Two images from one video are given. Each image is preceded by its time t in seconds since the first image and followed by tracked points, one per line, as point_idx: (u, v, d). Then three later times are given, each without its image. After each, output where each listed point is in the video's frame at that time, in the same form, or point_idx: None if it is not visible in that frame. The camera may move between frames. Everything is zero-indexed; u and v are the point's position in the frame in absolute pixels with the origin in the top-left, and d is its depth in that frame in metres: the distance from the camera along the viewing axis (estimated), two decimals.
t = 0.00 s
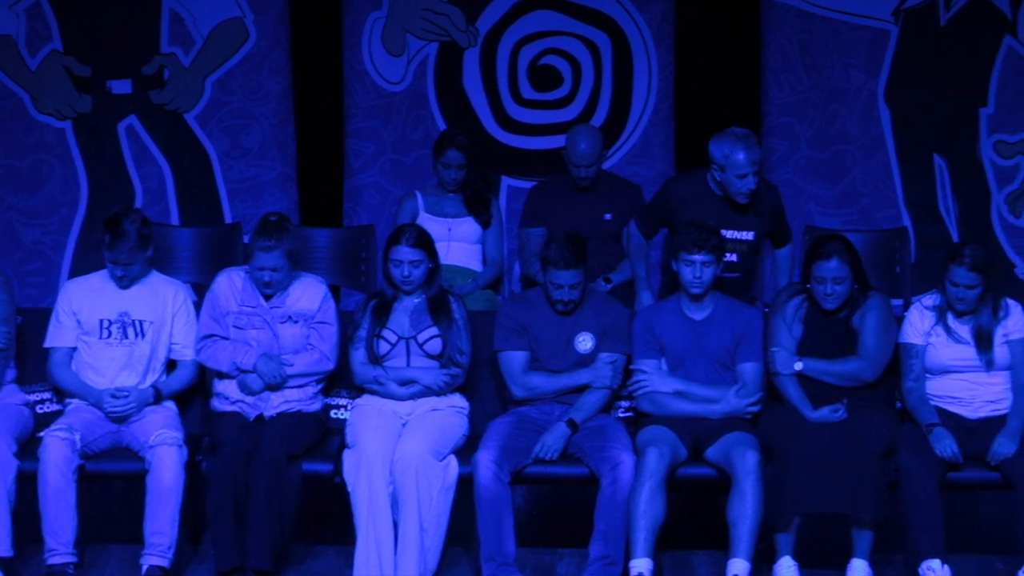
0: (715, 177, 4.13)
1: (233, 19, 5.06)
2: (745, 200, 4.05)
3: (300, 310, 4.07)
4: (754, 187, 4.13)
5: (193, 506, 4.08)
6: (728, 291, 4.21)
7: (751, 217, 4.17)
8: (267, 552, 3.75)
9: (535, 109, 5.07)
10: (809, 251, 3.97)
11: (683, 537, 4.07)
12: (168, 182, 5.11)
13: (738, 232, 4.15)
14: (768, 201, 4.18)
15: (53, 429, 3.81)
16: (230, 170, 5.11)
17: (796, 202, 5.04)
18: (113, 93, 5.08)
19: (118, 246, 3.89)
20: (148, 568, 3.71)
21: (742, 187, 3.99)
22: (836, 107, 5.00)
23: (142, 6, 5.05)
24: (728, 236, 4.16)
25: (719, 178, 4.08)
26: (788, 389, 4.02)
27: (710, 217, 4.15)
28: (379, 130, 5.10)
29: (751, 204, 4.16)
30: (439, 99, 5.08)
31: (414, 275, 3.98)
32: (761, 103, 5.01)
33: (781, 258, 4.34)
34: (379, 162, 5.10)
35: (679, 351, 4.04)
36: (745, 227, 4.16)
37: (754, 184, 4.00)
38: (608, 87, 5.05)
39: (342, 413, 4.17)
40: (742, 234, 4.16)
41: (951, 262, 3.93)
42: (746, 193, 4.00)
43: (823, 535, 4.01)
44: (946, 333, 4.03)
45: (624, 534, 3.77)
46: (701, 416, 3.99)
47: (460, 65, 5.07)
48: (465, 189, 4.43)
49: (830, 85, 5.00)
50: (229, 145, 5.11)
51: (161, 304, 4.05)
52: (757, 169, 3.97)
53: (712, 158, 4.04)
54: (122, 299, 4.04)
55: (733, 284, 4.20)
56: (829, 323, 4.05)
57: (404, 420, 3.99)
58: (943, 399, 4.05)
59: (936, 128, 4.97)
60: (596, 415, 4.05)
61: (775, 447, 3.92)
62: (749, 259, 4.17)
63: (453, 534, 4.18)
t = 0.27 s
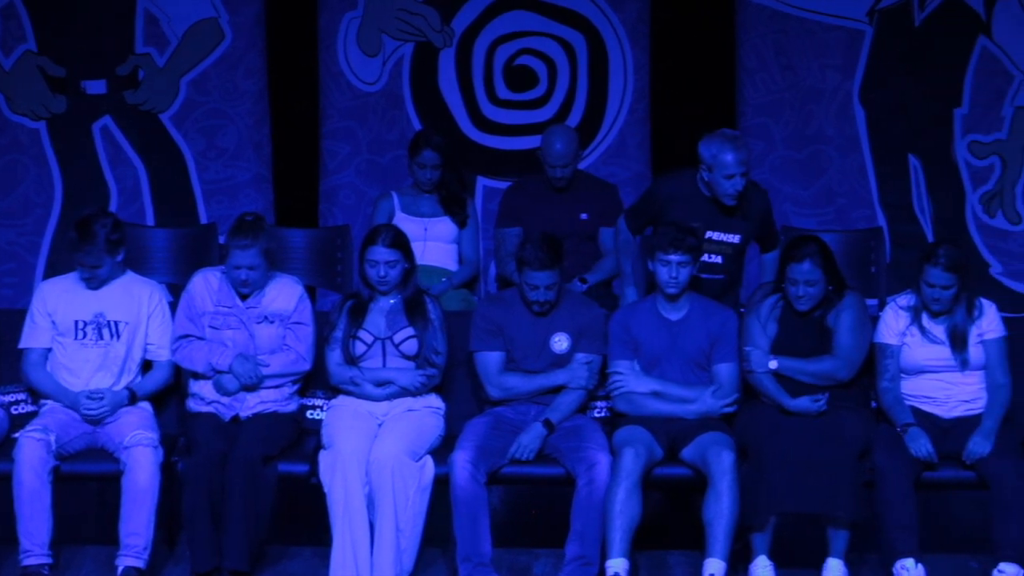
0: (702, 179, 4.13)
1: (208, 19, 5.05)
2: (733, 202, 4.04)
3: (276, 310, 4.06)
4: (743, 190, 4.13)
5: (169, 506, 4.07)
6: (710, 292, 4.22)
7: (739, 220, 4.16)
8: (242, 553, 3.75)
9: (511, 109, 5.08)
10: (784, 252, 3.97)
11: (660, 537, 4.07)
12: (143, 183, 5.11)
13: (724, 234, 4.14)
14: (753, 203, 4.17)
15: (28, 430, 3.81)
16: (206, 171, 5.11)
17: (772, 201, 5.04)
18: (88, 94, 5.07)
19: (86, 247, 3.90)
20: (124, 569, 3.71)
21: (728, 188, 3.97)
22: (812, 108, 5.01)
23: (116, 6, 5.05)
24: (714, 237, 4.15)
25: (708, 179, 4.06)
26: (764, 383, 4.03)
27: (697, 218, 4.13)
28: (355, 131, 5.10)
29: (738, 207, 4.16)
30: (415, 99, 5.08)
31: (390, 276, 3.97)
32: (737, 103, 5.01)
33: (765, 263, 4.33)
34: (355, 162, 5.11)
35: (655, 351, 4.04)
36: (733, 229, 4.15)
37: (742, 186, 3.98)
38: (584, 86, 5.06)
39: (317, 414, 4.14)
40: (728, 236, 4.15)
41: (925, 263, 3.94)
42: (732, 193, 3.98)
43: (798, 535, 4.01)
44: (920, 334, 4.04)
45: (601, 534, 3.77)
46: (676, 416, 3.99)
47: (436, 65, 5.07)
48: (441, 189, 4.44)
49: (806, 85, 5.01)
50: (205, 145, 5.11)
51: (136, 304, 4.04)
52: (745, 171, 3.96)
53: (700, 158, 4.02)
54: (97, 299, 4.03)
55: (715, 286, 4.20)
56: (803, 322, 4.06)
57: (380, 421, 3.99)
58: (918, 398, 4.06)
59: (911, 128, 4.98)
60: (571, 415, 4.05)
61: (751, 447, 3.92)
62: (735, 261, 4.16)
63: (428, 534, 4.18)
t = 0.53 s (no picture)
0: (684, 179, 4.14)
1: (187, 19, 5.06)
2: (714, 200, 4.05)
3: (255, 310, 4.05)
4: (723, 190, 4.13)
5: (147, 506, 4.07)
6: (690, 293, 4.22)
7: (719, 219, 4.16)
8: (222, 553, 3.74)
9: (490, 110, 5.08)
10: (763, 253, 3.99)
11: (640, 537, 4.07)
12: (122, 183, 5.11)
13: (706, 234, 4.15)
14: (734, 203, 4.17)
15: (6, 431, 3.80)
16: (185, 171, 5.12)
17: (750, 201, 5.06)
18: (66, 94, 5.06)
19: (61, 248, 3.89)
20: (103, 570, 3.71)
21: (708, 186, 3.97)
22: (790, 108, 5.03)
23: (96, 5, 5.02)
24: (696, 237, 4.17)
25: (689, 178, 4.07)
26: (742, 388, 4.03)
27: (679, 217, 4.14)
28: (334, 131, 5.11)
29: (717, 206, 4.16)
30: (394, 99, 5.08)
31: (369, 276, 3.95)
32: (716, 103, 5.02)
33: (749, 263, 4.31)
34: (334, 162, 5.12)
35: (634, 351, 4.04)
36: (714, 229, 4.16)
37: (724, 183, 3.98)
38: (563, 87, 5.06)
39: (297, 414, 4.15)
40: (709, 236, 4.16)
41: (904, 263, 3.94)
42: (712, 192, 3.98)
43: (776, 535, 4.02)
44: (899, 334, 4.05)
45: (580, 534, 3.77)
46: (655, 416, 3.99)
47: (415, 65, 5.07)
48: (420, 189, 4.45)
49: (784, 85, 5.02)
50: (183, 145, 5.11)
51: (114, 305, 4.03)
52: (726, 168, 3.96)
53: (682, 157, 4.03)
54: (75, 300, 4.02)
55: (697, 287, 4.20)
56: (780, 320, 4.08)
57: (360, 421, 3.99)
58: (898, 398, 4.06)
59: (890, 128, 4.99)
60: (551, 416, 4.04)
61: (730, 446, 3.92)
62: (717, 261, 4.17)
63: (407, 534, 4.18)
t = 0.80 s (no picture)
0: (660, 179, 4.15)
1: (162, 19, 5.05)
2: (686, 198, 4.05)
3: (231, 311, 4.05)
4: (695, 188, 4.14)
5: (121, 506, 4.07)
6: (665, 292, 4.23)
7: (691, 217, 4.17)
8: (197, 554, 3.74)
9: (466, 110, 5.08)
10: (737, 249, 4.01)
11: (615, 536, 4.08)
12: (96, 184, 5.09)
13: (680, 233, 4.16)
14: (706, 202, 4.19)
15: None
16: (160, 172, 5.11)
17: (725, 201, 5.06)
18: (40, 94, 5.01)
19: (31, 249, 3.90)
20: (77, 572, 3.70)
21: (679, 183, 3.99)
22: (765, 108, 5.04)
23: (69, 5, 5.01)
24: (670, 235, 4.17)
25: (662, 175, 4.08)
26: (718, 384, 4.04)
27: (652, 215, 4.15)
28: (309, 131, 5.11)
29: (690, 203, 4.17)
30: (369, 99, 5.08)
31: (345, 277, 3.97)
32: (691, 103, 5.03)
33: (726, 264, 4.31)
34: (309, 163, 5.11)
35: (610, 350, 4.04)
36: (687, 228, 4.17)
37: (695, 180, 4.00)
38: (538, 87, 5.06)
39: (272, 415, 4.13)
40: (683, 235, 4.17)
41: (880, 264, 3.95)
42: (683, 189, 3.99)
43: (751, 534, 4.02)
44: (874, 333, 4.06)
45: (556, 534, 3.77)
46: (630, 416, 3.99)
47: (390, 65, 5.07)
48: (395, 190, 4.45)
49: (759, 85, 5.03)
50: (158, 145, 5.11)
51: (88, 305, 4.02)
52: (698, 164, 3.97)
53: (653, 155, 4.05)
54: (49, 301, 4.01)
55: (670, 285, 4.22)
56: (754, 317, 4.09)
57: (335, 421, 3.99)
58: (873, 398, 4.07)
59: (865, 128, 5.00)
60: (526, 416, 4.04)
61: (705, 446, 3.93)
62: (690, 259, 4.18)
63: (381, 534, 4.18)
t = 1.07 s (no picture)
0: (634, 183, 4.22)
1: (137, 20, 5.05)
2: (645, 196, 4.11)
3: (206, 311, 4.04)
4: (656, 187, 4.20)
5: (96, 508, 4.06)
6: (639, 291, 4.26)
7: (658, 216, 4.22)
8: (172, 554, 3.73)
9: (441, 110, 5.08)
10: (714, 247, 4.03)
11: (591, 536, 4.08)
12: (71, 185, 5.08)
13: (648, 231, 4.21)
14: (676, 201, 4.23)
15: None
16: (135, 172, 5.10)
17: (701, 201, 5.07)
18: (14, 95, 5.03)
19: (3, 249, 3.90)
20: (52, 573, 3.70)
21: (636, 178, 4.06)
22: (740, 108, 5.05)
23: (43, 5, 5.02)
24: (640, 234, 4.22)
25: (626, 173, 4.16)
26: (696, 386, 4.04)
27: (622, 214, 4.22)
28: (285, 131, 5.10)
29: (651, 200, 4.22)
30: (345, 100, 5.08)
31: (320, 277, 3.97)
32: (666, 103, 5.04)
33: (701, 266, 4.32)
34: (285, 163, 5.11)
35: (586, 348, 4.04)
36: (656, 226, 4.22)
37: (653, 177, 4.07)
38: (513, 87, 5.07)
39: (248, 416, 4.13)
40: (652, 234, 4.22)
41: (856, 263, 3.96)
42: (642, 184, 4.06)
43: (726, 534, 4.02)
44: (850, 332, 4.06)
45: (532, 534, 3.77)
46: (605, 417, 3.99)
47: (365, 65, 5.07)
48: (371, 190, 4.46)
49: (734, 85, 5.04)
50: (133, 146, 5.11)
51: (63, 306, 4.01)
52: (656, 162, 4.04)
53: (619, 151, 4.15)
54: (24, 302, 4.00)
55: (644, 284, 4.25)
56: (731, 316, 4.09)
57: (311, 422, 3.98)
58: (848, 398, 4.07)
59: (840, 128, 5.00)
60: (503, 416, 4.05)
61: (681, 445, 3.93)
62: (660, 257, 4.23)
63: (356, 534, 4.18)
